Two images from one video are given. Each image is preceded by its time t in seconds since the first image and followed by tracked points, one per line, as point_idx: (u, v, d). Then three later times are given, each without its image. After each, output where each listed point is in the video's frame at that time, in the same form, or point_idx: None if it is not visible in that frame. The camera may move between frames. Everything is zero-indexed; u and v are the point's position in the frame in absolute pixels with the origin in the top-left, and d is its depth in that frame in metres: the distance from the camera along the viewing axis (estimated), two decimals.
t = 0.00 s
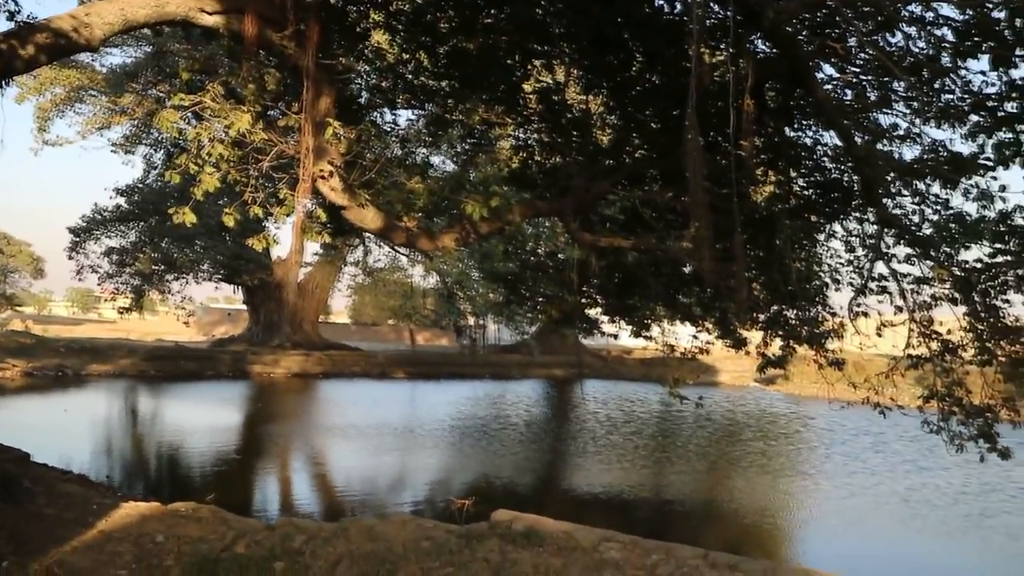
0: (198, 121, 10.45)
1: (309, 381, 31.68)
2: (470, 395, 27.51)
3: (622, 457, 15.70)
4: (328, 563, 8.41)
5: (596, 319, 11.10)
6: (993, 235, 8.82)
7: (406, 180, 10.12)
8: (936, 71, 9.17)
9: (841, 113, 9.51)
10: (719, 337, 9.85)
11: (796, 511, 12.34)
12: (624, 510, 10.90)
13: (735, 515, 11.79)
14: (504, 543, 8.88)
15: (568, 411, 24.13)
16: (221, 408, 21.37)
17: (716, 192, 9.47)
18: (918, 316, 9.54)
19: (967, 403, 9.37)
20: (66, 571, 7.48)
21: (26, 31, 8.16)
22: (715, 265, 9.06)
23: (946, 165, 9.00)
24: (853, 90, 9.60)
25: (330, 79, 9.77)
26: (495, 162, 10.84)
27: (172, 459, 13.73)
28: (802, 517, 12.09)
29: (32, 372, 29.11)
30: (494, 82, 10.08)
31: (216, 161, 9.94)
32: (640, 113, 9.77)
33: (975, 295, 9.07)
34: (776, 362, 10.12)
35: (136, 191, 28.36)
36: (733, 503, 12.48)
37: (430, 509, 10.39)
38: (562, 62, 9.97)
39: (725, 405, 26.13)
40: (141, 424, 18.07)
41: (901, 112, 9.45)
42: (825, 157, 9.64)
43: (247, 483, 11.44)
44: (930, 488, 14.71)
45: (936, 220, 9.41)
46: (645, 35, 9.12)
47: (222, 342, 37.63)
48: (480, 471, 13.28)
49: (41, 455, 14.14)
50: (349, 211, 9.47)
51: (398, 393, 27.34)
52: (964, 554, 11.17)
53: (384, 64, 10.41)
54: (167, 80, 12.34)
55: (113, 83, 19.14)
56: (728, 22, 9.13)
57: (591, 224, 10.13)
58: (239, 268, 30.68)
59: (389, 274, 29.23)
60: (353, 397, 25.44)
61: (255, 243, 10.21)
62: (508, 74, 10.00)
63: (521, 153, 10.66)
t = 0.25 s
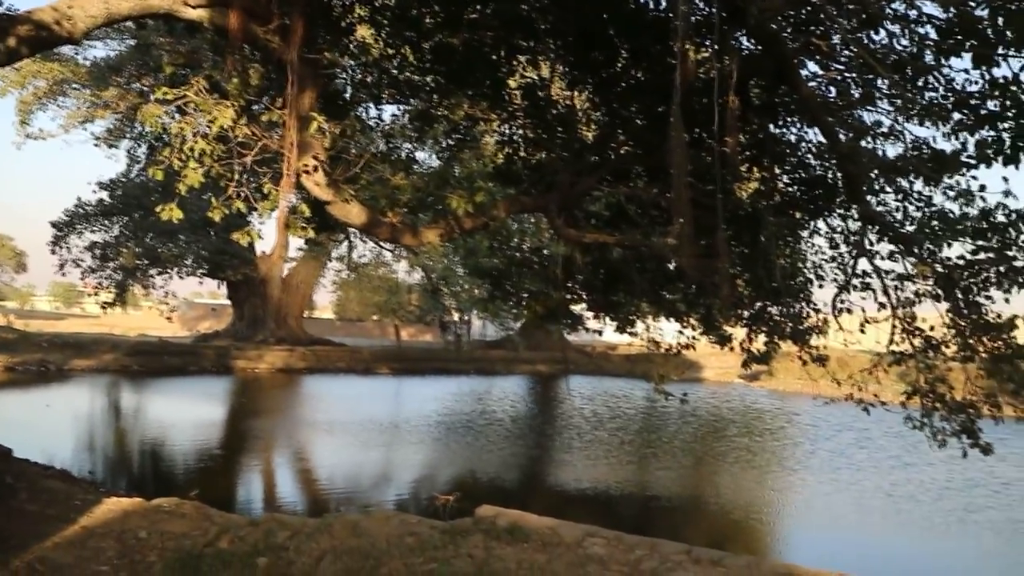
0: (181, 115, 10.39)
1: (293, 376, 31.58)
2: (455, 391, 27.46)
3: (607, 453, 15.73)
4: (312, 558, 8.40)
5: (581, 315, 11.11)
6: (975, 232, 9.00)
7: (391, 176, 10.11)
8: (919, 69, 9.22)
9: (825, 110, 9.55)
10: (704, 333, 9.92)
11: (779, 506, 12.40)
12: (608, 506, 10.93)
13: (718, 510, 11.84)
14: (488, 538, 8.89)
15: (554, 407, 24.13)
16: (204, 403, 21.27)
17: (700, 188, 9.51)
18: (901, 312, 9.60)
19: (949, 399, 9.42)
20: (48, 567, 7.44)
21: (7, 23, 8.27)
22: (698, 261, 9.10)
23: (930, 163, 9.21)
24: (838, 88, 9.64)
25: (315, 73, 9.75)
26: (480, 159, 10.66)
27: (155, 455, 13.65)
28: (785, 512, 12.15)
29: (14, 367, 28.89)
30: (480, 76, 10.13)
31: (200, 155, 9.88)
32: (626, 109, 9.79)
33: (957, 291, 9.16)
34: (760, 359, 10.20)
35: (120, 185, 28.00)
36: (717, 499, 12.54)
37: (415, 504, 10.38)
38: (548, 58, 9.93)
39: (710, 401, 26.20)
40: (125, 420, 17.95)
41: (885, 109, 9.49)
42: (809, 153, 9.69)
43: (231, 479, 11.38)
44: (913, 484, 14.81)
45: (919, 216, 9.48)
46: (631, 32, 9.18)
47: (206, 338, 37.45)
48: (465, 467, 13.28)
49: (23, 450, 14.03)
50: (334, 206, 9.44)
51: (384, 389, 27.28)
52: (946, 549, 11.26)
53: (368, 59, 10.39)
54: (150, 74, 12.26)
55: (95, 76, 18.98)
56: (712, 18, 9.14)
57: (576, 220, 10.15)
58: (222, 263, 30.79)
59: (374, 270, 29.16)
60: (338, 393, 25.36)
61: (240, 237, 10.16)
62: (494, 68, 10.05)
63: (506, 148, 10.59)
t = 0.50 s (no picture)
0: (162, 110, 10.33)
1: (276, 372, 31.47)
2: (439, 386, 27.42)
3: (590, 448, 15.75)
4: (294, 555, 8.40)
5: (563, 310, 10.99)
6: (955, 228, 9.11)
7: (373, 171, 10.07)
8: (900, 65, 9.24)
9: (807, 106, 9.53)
10: (687, 327, 9.82)
11: (761, 500, 12.44)
12: (590, 500, 10.93)
13: (700, 504, 11.87)
14: (470, 533, 8.92)
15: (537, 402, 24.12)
16: (186, 399, 21.15)
17: (682, 183, 9.52)
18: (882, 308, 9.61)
19: (929, 393, 9.43)
20: (27, 565, 7.40)
21: None
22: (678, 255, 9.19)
23: (910, 159, 9.31)
24: (820, 84, 9.58)
25: (297, 68, 9.65)
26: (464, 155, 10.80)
27: (136, 451, 13.56)
28: (767, 506, 12.19)
29: None
30: (463, 72, 10.05)
31: (181, 150, 9.82)
32: (609, 104, 9.77)
33: (938, 287, 9.22)
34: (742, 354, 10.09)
35: (101, 181, 27.55)
36: (699, 493, 12.57)
37: (398, 500, 10.36)
38: (530, 53, 9.94)
39: (693, 396, 26.26)
40: (106, 416, 17.83)
41: (866, 106, 9.48)
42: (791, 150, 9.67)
43: (214, 475, 11.33)
44: (894, 477, 14.91)
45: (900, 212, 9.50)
46: (614, 27, 9.14)
47: (188, 333, 37.26)
48: (447, 462, 13.27)
49: (2, 447, 13.92)
50: (316, 201, 9.45)
51: (367, 384, 27.21)
52: (926, 542, 11.34)
53: (351, 54, 10.36)
54: (126, 68, 12.17)
55: (74, 69, 18.80)
56: (695, 14, 9.10)
57: (559, 215, 10.13)
58: (204, 259, 30.57)
59: (357, 265, 29.09)
60: (322, 389, 25.29)
61: (221, 233, 10.12)
62: (477, 65, 10.00)
63: (488, 143, 10.72)
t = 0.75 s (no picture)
0: (142, 106, 10.28)
1: (256, 369, 31.36)
2: (420, 383, 27.39)
3: (572, 446, 15.75)
4: (274, 553, 8.40)
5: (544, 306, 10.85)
6: (933, 225, 9.09)
7: (354, 167, 10.02)
8: (880, 63, 9.26)
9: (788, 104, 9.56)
10: (668, 325, 9.64)
11: (743, 497, 12.46)
12: (572, 497, 10.92)
13: (682, 501, 11.88)
14: (450, 531, 8.93)
15: (518, 399, 24.12)
16: (166, 397, 21.04)
17: (662, 181, 9.53)
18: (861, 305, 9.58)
19: (907, 390, 9.42)
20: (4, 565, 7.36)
21: None
22: (656, 252, 9.26)
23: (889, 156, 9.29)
24: (799, 82, 9.61)
25: (277, 64, 9.57)
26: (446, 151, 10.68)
27: (115, 450, 13.48)
28: (749, 502, 12.20)
29: None
30: (446, 68, 10.11)
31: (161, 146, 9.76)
32: (590, 102, 9.78)
33: (916, 284, 9.22)
34: (722, 351, 9.97)
35: (80, 177, 27.29)
36: (682, 489, 12.59)
37: (378, 498, 10.32)
38: (511, 50, 10.05)
39: (674, 393, 26.33)
40: (85, 414, 17.72)
41: (846, 104, 9.48)
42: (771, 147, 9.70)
43: (194, 474, 11.25)
44: (876, 473, 15.00)
45: (880, 209, 9.47)
46: (595, 24, 9.24)
47: (168, 331, 37.06)
48: (428, 460, 13.24)
49: None
50: (297, 198, 9.43)
51: (349, 382, 27.13)
52: (905, 536, 11.42)
53: (332, 50, 10.31)
54: (101, 66, 12.10)
55: (53, 66, 18.74)
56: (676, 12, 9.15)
57: (539, 212, 10.12)
58: (184, 257, 30.55)
59: (338, 262, 29.06)
60: (303, 386, 25.20)
61: (201, 230, 10.07)
62: (458, 62, 10.03)
63: (470, 141, 10.56)
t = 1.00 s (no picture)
0: (120, 105, 10.20)
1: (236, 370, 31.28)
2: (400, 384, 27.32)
3: (554, 446, 15.74)
4: (252, 553, 8.38)
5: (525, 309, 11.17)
6: (912, 227, 9.04)
7: (334, 167, 10.07)
8: (859, 65, 9.19)
9: (767, 105, 9.48)
10: (646, 326, 9.80)
11: (724, 496, 12.49)
12: (553, 497, 10.91)
13: (662, 500, 11.89)
14: (429, 531, 8.93)
15: (499, 400, 24.06)
16: (145, 398, 20.92)
17: (641, 181, 9.56)
18: (840, 305, 9.57)
19: (885, 389, 9.52)
20: None
21: None
22: (635, 251, 9.32)
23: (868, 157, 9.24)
24: (778, 83, 9.54)
25: (256, 64, 9.59)
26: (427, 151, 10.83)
27: (94, 451, 13.39)
28: (730, 501, 12.22)
29: None
30: (425, 68, 9.96)
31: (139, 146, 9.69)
32: (570, 103, 9.76)
33: (895, 284, 9.24)
34: (701, 351, 10.24)
35: (57, 177, 27.10)
36: (662, 489, 12.60)
37: (358, 498, 10.27)
38: (491, 51, 9.91)
39: (655, 393, 26.35)
40: (63, 416, 17.58)
41: (825, 105, 9.47)
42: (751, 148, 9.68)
43: (173, 475, 11.19)
44: (856, 471, 15.09)
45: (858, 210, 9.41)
46: (576, 24, 9.08)
47: (147, 332, 36.94)
48: (408, 461, 13.20)
49: None
50: (276, 198, 9.40)
51: (330, 383, 27.02)
52: (884, 533, 11.49)
53: (312, 50, 10.11)
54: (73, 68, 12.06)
55: (28, 66, 18.64)
56: (655, 13, 9.09)
57: (519, 213, 10.14)
58: (163, 256, 30.89)
59: (317, 262, 29.02)
60: (284, 387, 25.11)
61: (179, 230, 10.05)
62: (438, 62, 9.91)
63: (450, 140, 10.68)
